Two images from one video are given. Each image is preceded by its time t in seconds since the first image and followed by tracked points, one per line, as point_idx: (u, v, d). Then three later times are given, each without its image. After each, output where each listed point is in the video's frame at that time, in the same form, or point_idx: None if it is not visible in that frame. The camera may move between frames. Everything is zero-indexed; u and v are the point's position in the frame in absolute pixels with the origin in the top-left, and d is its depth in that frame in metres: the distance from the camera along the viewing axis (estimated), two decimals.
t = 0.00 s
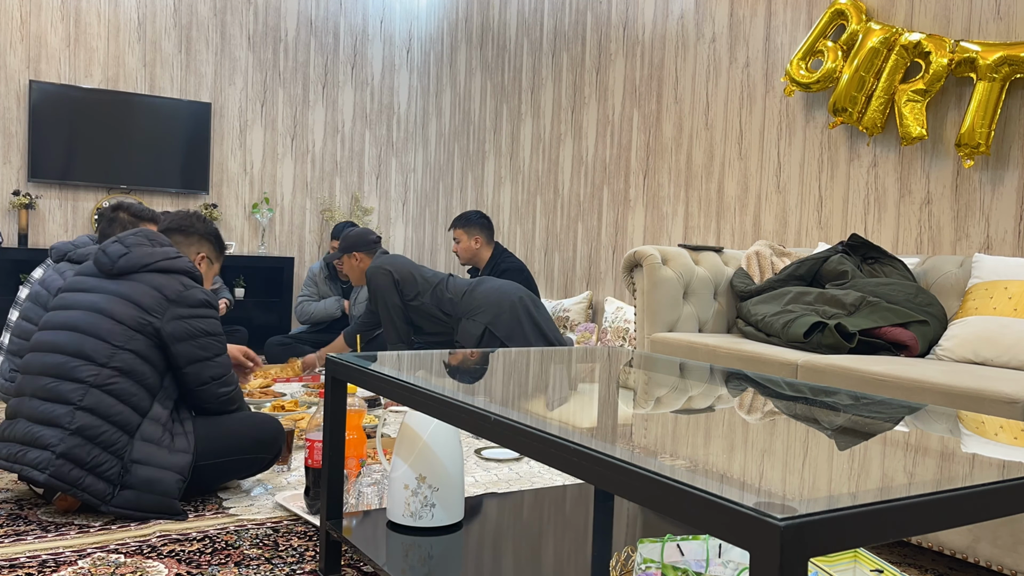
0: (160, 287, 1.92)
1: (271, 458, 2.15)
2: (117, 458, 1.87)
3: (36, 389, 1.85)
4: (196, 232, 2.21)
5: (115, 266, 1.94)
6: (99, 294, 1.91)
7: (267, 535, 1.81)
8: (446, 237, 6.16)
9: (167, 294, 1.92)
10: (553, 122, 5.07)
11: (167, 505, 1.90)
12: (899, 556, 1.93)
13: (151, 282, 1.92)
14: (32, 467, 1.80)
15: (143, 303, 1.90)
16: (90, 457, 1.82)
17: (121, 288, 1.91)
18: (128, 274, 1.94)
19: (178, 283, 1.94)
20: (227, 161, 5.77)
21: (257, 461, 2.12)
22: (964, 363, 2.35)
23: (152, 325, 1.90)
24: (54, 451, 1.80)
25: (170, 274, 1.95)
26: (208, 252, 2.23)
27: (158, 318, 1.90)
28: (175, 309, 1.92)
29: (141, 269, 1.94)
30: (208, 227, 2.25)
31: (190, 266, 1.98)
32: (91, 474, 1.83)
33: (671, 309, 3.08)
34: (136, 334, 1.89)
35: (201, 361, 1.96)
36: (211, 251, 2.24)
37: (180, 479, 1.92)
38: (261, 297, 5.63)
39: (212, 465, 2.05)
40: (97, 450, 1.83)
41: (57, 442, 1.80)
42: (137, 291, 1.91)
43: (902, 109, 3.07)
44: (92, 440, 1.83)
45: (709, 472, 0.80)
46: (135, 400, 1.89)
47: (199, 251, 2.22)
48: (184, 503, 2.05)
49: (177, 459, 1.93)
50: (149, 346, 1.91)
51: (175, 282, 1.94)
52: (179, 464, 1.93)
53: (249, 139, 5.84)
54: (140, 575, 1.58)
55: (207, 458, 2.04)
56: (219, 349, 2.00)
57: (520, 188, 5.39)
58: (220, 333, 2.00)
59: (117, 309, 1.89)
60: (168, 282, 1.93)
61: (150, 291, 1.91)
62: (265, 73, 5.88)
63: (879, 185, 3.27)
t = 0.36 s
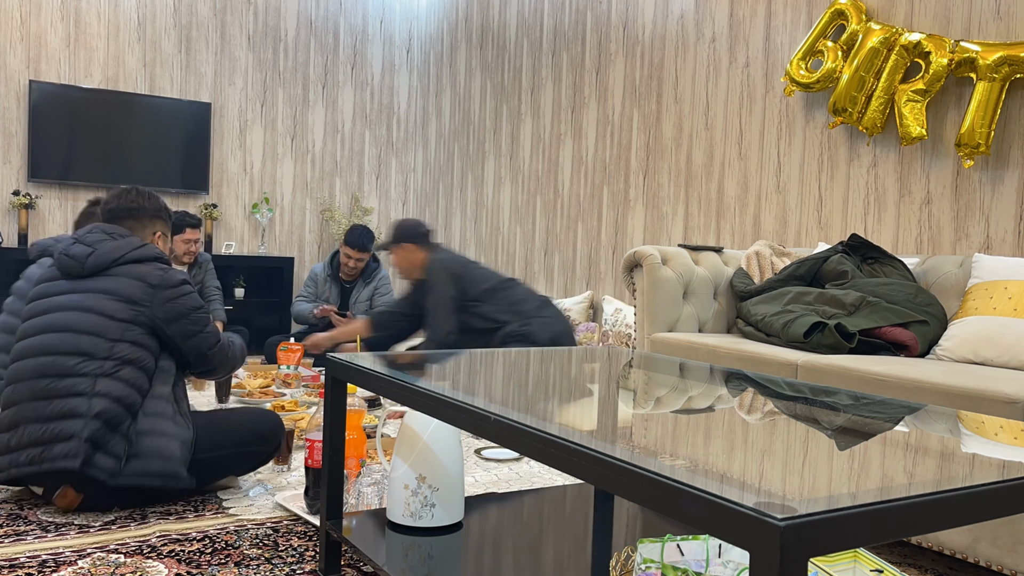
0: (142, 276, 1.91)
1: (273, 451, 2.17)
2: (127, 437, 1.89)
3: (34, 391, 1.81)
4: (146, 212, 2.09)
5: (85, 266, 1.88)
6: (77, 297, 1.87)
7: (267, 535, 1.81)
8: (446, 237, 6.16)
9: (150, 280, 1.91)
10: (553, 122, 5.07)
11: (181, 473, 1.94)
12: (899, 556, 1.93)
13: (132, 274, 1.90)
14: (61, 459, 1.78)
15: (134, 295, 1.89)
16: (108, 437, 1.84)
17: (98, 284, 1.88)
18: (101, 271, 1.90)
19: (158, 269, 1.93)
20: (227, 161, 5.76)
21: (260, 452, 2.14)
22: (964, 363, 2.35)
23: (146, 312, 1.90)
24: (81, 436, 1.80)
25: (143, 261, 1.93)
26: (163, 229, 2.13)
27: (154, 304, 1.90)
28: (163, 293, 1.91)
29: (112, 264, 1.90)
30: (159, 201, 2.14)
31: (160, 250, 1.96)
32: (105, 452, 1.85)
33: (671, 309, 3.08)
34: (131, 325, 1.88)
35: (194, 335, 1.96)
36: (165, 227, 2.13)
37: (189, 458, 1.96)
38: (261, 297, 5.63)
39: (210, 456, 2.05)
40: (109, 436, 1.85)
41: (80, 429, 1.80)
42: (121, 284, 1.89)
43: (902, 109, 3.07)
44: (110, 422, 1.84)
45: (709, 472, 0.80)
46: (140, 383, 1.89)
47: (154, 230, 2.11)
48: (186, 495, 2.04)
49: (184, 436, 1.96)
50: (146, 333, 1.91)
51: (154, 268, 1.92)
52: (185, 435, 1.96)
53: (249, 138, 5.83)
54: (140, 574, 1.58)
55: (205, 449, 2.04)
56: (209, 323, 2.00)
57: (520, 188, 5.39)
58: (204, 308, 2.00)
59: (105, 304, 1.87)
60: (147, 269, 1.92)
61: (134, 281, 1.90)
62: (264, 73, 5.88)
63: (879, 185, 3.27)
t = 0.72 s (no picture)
0: (145, 290, 1.84)
1: (269, 459, 2.16)
2: (120, 469, 1.87)
3: (31, 404, 1.82)
4: (193, 225, 2.02)
5: (99, 268, 1.86)
6: (82, 301, 1.86)
7: (266, 535, 1.81)
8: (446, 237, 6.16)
9: (152, 297, 1.84)
10: (553, 122, 5.07)
11: (174, 508, 1.92)
12: (899, 556, 1.93)
13: (135, 285, 1.85)
14: (34, 488, 1.81)
15: (131, 311, 1.83)
16: (92, 474, 1.83)
17: (105, 292, 1.85)
18: (112, 277, 1.87)
19: (164, 284, 1.85)
20: (227, 161, 5.76)
21: (257, 461, 2.13)
22: (964, 363, 2.35)
23: (140, 332, 1.83)
24: (55, 472, 1.80)
25: (155, 274, 1.87)
26: (208, 246, 2.03)
27: (147, 325, 1.83)
28: (161, 312, 1.83)
29: (124, 271, 1.86)
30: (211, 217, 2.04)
31: (175, 263, 1.88)
32: (93, 487, 1.85)
33: (671, 309, 3.08)
34: (125, 343, 1.83)
35: (194, 363, 1.87)
36: (212, 244, 2.04)
37: (184, 483, 1.93)
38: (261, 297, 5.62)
39: (213, 466, 2.05)
40: (96, 465, 1.84)
41: (57, 463, 1.80)
42: (122, 297, 1.84)
43: (902, 109, 3.07)
44: (91, 457, 1.83)
45: (709, 472, 0.80)
46: (131, 411, 1.86)
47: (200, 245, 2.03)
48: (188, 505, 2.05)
49: (180, 466, 1.92)
50: (140, 354, 1.85)
51: (159, 283, 1.85)
52: (183, 467, 1.93)
53: (249, 138, 5.84)
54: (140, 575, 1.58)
55: (211, 459, 2.04)
56: (217, 350, 1.90)
57: (520, 188, 5.39)
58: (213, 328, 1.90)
59: (103, 317, 1.83)
60: (153, 284, 1.85)
61: (135, 294, 1.84)
62: (264, 73, 5.88)
63: (879, 185, 3.27)
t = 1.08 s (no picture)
0: (188, 297, 1.90)
1: (273, 464, 2.15)
2: (127, 461, 1.87)
3: (52, 386, 1.84)
4: (241, 257, 2.05)
5: (144, 272, 1.91)
6: (121, 297, 1.90)
7: (266, 535, 1.81)
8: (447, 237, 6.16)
9: (193, 304, 1.89)
10: (553, 122, 5.07)
11: (175, 507, 1.91)
12: (899, 556, 1.93)
13: (176, 291, 1.90)
14: (45, 466, 1.79)
15: (168, 313, 1.88)
16: (102, 460, 1.83)
17: (147, 293, 1.90)
18: (156, 280, 1.92)
19: (207, 293, 1.91)
20: (227, 161, 5.76)
21: (261, 466, 2.12)
22: (964, 363, 2.35)
23: (175, 334, 1.88)
24: (68, 451, 1.79)
25: (198, 284, 1.92)
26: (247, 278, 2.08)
27: (183, 329, 1.88)
28: (199, 319, 1.89)
29: (169, 276, 1.91)
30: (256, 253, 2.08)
31: (217, 277, 1.94)
32: (100, 476, 1.84)
33: (671, 309, 3.08)
34: (158, 342, 1.88)
35: (223, 371, 1.94)
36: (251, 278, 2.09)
37: (186, 484, 1.92)
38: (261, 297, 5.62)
39: (217, 466, 2.06)
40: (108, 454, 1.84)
41: (72, 442, 1.80)
42: (162, 299, 1.89)
43: (902, 109, 3.07)
44: (105, 443, 1.83)
45: (709, 472, 0.80)
46: (150, 408, 1.89)
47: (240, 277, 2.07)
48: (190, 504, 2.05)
49: (184, 465, 1.93)
50: (169, 353, 1.90)
51: (202, 292, 1.91)
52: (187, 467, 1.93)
53: (249, 138, 5.84)
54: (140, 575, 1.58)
55: (214, 460, 2.05)
56: (242, 361, 1.97)
57: (520, 188, 5.39)
58: (242, 341, 1.97)
59: (141, 314, 1.87)
60: (196, 292, 1.91)
61: (178, 299, 1.89)
62: (264, 73, 5.88)
63: (879, 185, 3.27)
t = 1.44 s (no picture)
0: (170, 292, 1.94)
1: (276, 465, 2.16)
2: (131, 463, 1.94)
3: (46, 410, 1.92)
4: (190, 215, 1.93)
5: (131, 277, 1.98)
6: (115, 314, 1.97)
7: (267, 535, 1.81)
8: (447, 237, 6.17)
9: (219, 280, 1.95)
10: (553, 122, 5.07)
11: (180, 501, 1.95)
12: (899, 556, 1.93)
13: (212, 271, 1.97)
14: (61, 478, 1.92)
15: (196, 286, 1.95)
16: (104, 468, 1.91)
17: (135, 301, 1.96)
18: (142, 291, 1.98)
19: (187, 286, 1.95)
20: (227, 161, 5.76)
21: (263, 465, 2.13)
22: (964, 363, 2.35)
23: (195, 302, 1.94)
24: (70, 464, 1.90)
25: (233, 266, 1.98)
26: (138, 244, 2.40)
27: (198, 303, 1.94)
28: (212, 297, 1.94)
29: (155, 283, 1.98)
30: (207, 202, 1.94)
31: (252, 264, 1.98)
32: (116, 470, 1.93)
33: (671, 309, 3.08)
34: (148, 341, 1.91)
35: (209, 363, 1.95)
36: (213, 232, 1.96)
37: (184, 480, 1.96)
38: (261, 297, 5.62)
39: (229, 454, 2.09)
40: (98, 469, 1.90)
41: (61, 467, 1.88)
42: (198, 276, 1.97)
43: (902, 109, 3.07)
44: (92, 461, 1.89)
45: (709, 472, 0.80)
46: (121, 436, 1.89)
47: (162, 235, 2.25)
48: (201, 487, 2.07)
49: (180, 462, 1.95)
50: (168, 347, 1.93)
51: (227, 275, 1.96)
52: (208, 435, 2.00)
53: (249, 139, 5.84)
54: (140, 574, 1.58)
55: (227, 447, 2.08)
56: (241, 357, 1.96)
57: (520, 188, 5.39)
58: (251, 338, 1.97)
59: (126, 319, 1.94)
60: (179, 285, 1.95)
61: (160, 296, 1.94)
62: (264, 73, 5.87)
63: (879, 185, 3.27)
